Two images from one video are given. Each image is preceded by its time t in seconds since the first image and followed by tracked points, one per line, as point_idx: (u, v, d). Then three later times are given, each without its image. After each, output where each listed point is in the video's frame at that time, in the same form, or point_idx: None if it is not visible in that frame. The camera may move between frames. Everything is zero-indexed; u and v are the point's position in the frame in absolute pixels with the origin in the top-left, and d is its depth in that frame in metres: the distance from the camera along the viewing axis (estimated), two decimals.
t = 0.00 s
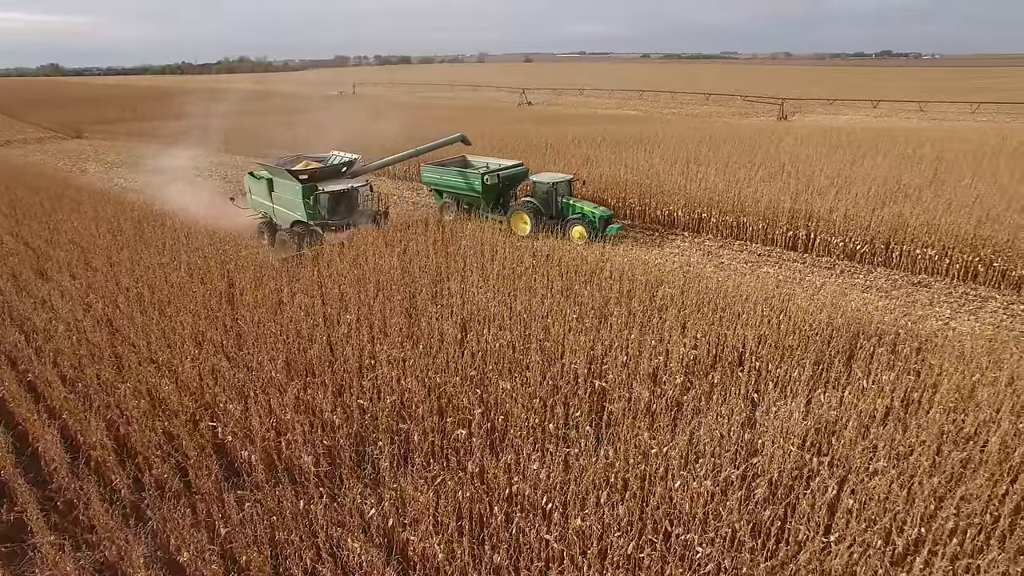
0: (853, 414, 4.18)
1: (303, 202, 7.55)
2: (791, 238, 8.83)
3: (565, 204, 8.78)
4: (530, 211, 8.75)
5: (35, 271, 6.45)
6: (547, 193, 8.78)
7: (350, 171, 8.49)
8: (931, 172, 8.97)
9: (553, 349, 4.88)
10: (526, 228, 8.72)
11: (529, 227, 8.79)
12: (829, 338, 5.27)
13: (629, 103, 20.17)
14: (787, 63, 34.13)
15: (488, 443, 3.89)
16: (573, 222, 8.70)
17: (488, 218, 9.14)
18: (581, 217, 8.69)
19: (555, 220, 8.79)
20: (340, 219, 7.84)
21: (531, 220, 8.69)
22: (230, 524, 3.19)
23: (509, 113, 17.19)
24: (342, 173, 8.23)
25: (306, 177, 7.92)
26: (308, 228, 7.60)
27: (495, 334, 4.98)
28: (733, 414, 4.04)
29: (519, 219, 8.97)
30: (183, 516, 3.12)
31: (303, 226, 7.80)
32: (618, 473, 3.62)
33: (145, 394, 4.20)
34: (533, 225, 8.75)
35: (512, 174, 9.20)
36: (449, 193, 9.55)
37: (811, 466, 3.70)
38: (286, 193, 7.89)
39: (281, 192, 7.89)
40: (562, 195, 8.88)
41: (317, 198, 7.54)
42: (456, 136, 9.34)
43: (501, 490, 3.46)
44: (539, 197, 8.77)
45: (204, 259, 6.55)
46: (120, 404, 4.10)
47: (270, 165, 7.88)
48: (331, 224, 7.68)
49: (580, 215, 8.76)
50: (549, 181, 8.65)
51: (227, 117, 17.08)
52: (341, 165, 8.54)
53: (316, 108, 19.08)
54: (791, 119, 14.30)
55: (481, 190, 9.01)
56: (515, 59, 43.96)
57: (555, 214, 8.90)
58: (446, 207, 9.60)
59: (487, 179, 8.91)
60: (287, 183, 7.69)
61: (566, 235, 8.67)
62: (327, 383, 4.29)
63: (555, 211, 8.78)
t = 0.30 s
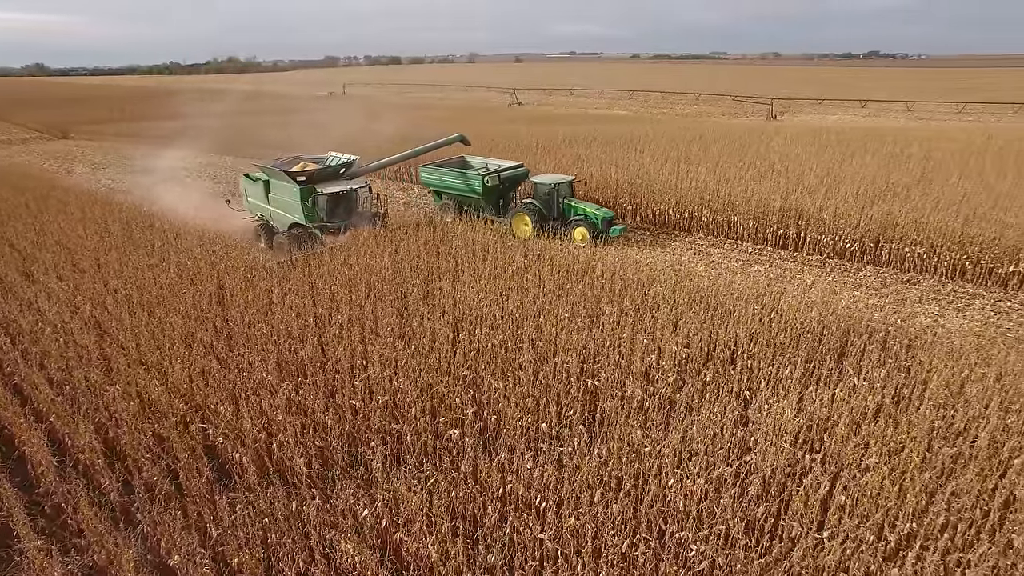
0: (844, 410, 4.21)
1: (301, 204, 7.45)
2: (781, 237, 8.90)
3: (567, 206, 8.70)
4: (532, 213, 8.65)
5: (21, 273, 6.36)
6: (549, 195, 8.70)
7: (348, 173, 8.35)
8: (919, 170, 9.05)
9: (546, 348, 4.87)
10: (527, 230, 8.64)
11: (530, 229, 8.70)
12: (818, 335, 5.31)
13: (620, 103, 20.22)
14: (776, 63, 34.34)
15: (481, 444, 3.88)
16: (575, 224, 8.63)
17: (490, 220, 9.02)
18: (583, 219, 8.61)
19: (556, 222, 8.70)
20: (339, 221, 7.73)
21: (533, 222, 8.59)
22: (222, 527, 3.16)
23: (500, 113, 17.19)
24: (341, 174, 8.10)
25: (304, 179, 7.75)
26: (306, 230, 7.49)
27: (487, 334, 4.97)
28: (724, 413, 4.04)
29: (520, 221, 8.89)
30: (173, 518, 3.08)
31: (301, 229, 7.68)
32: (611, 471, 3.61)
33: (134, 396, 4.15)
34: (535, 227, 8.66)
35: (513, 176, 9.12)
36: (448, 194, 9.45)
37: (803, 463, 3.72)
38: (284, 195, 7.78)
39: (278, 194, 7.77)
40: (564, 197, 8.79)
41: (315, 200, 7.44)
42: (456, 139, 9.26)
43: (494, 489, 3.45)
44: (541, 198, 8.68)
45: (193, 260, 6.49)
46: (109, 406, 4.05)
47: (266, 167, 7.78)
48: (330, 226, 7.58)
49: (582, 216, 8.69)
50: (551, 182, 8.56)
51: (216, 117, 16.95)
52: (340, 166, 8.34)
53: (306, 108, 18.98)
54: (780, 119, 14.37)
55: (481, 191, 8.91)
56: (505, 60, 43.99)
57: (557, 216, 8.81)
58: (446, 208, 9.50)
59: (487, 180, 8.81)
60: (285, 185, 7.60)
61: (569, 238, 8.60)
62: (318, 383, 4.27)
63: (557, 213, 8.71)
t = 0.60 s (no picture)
0: (835, 407, 4.23)
1: (299, 207, 7.34)
2: (771, 236, 8.96)
3: (568, 207, 8.63)
4: (533, 214, 8.57)
5: (5, 275, 6.26)
6: (550, 196, 8.62)
7: (347, 175, 8.13)
8: (906, 169, 9.13)
9: (538, 348, 4.86)
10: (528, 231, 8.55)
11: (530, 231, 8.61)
12: (808, 332, 5.34)
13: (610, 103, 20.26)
14: (764, 64, 34.55)
15: (473, 444, 3.86)
16: (577, 226, 8.55)
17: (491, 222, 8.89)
18: (585, 220, 8.54)
19: (557, 223, 8.63)
20: (338, 223, 7.61)
21: (534, 224, 8.51)
22: (212, 529, 3.12)
23: (490, 113, 17.17)
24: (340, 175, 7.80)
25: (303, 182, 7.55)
26: (304, 233, 7.38)
27: (479, 333, 4.96)
28: (716, 411, 4.05)
29: (522, 223, 8.81)
30: (163, 522, 3.04)
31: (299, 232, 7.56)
32: (605, 470, 3.61)
33: (122, 398, 4.10)
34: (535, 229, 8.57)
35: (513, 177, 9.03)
36: (446, 195, 9.36)
37: (795, 459, 3.74)
38: (281, 198, 7.67)
39: (275, 196, 7.67)
40: (565, 198, 8.72)
41: (313, 203, 7.33)
42: (456, 139, 9.15)
43: (487, 489, 3.44)
44: (542, 199, 8.61)
45: (181, 261, 6.42)
46: (96, 409, 3.99)
47: (263, 169, 7.67)
48: (328, 229, 7.47)
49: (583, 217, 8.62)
50: (552, 183, 8.49)
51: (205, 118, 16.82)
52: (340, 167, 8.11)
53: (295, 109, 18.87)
54: (769, 118, 14.47)
55: (481, 193, 8.82)
56: (495, 60, 44.00)
57: (558, 217, 8.73)
58: (444, 210, 9.40)
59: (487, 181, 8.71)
60: (282, 187, 7.49)
61: (571, 239, 8.53)
62: (309, 384, 4.24)
63: (558, 214, 8.63)
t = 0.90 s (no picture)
0: (824, 402, 4.25)
1: (295, 209, 7.11)
2: (758, 234, 9.26)
3: (568, 207, 8.63)
4: (533, 215, 8.59)
5: None
6: (550, 196, 8.66)
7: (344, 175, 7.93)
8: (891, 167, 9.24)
9: (528, 347, 4.85)
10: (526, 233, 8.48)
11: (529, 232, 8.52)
12: (796, 328, 5.38)
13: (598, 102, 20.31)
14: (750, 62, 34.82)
15: (464, 443, 3.84)
16: (577, 227, 8.51)
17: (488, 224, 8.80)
18: (585, 222, 8.50)
19: (557, 224, 8.62)
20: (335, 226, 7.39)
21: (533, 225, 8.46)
22: (200, 533, 3.07)
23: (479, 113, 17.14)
24: (336, 177, 7.50)
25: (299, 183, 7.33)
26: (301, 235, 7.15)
27: (468, 332, 4.95)
28: (707, 408, 4.06)
29: (521, 224, 8.77)
30: (149, 526, 2.99)
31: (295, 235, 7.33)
32: (597, 468, 3.60)
33: (107, 401, 4.02)
34: (534, 230, 8.51)
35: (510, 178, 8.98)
36: (442, 197, 9.27)
37: (785, 455, 3.76)
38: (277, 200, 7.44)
39: (270, 199, 7.47)
40: (565, 199, 8.73)
41: (310, 205, 7.10)
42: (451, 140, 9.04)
43: (478, 488, 3.42)
44: (542, 200, 8.64)
45: (167, 262, 6.33)
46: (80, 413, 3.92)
47: (258, 170, 7.45)
48: (326, 232, 7.25)
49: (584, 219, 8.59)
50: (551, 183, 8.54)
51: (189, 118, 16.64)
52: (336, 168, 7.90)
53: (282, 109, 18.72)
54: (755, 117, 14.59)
55: (479, 194, 8.75)
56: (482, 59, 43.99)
57: (558, 219, 8.72)
58: (440, 212, 9.29)
59: (484, 182, 8.66)
60: (277, 189, 7.26)
61: (571, 240, 8.48)
62: (298, 385, 4.19)
63: (558, 215, 8.65)
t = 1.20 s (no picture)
0: (810, 398, 4.29)
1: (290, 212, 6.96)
2: (744, 231, 9.27)
3: (566, 209, 8.62)
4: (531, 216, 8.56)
5: None
6: (548, 197, 8.62)
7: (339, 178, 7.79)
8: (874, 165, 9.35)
9: (517, 346, 4.84)
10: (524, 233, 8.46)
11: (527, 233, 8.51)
12: (782, 325, 5.44)
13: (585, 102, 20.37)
14: (734, 62, 35.12)
15: (454, 443, 3.82)
16: (575, 228, 8.51)
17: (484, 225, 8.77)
18: (583, 223, 8.50)
19: (555, 225, 8.60)
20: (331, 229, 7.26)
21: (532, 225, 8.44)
22: (186, 537, 3.03)
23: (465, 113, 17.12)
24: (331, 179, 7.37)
25: (293, 185, 7.18)
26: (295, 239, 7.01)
27: (457, 333, 4.93)
28: (695, 405, 4.08)
29: (519, 225, 8.73)
30: (134, 531, 2.94)
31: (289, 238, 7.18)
32: (586, 466, 3.60)
33: (91, 406, 3.96)
34: (533, 231, 8.49)
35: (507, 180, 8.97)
36: (436, 198, 9.22)
37: (773, 451, 3.78)
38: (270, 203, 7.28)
39: (263, 201, 7.32)
40: (563, 200, 8.71)
41: (305, 208, 6.96)
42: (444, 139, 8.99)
43: (468, 488, 3.41)
44: (541, 201, 8.60)
45: (150, 265, 6.25)
46: (63, 418, 3.85)
47: (251, 172, 7.29)
48: (321, 235, 7.11)
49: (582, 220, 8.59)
50: (551, 184, 8.51)
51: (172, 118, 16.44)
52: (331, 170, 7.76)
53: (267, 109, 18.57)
54: (739, 117, 14.73)
55: (477, 196, 8.72)
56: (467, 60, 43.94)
57: (556, 220, 8.70)
58: (435, 213, 9.23)
59: (482, 183, 8.64)
60: (271, 191, 7.11)
61: (569, 241, 8.48)
62: (285, 387, 4.15)
63: (556, 216, 8.62)
